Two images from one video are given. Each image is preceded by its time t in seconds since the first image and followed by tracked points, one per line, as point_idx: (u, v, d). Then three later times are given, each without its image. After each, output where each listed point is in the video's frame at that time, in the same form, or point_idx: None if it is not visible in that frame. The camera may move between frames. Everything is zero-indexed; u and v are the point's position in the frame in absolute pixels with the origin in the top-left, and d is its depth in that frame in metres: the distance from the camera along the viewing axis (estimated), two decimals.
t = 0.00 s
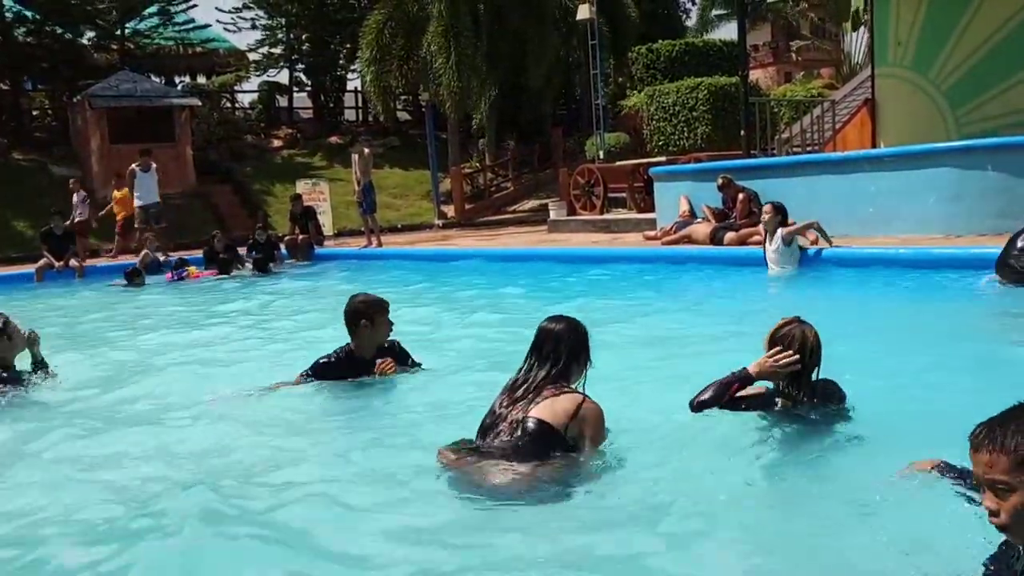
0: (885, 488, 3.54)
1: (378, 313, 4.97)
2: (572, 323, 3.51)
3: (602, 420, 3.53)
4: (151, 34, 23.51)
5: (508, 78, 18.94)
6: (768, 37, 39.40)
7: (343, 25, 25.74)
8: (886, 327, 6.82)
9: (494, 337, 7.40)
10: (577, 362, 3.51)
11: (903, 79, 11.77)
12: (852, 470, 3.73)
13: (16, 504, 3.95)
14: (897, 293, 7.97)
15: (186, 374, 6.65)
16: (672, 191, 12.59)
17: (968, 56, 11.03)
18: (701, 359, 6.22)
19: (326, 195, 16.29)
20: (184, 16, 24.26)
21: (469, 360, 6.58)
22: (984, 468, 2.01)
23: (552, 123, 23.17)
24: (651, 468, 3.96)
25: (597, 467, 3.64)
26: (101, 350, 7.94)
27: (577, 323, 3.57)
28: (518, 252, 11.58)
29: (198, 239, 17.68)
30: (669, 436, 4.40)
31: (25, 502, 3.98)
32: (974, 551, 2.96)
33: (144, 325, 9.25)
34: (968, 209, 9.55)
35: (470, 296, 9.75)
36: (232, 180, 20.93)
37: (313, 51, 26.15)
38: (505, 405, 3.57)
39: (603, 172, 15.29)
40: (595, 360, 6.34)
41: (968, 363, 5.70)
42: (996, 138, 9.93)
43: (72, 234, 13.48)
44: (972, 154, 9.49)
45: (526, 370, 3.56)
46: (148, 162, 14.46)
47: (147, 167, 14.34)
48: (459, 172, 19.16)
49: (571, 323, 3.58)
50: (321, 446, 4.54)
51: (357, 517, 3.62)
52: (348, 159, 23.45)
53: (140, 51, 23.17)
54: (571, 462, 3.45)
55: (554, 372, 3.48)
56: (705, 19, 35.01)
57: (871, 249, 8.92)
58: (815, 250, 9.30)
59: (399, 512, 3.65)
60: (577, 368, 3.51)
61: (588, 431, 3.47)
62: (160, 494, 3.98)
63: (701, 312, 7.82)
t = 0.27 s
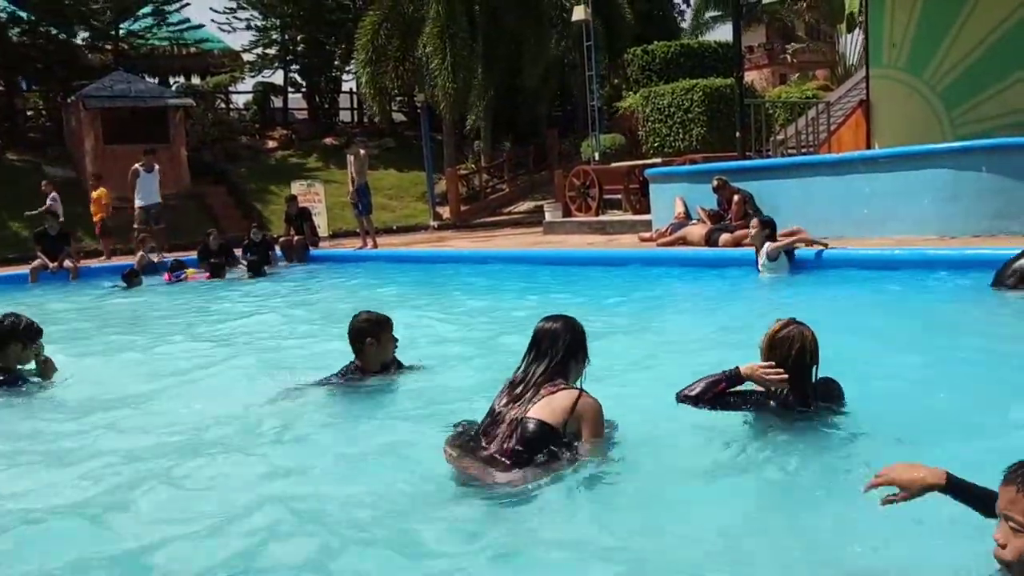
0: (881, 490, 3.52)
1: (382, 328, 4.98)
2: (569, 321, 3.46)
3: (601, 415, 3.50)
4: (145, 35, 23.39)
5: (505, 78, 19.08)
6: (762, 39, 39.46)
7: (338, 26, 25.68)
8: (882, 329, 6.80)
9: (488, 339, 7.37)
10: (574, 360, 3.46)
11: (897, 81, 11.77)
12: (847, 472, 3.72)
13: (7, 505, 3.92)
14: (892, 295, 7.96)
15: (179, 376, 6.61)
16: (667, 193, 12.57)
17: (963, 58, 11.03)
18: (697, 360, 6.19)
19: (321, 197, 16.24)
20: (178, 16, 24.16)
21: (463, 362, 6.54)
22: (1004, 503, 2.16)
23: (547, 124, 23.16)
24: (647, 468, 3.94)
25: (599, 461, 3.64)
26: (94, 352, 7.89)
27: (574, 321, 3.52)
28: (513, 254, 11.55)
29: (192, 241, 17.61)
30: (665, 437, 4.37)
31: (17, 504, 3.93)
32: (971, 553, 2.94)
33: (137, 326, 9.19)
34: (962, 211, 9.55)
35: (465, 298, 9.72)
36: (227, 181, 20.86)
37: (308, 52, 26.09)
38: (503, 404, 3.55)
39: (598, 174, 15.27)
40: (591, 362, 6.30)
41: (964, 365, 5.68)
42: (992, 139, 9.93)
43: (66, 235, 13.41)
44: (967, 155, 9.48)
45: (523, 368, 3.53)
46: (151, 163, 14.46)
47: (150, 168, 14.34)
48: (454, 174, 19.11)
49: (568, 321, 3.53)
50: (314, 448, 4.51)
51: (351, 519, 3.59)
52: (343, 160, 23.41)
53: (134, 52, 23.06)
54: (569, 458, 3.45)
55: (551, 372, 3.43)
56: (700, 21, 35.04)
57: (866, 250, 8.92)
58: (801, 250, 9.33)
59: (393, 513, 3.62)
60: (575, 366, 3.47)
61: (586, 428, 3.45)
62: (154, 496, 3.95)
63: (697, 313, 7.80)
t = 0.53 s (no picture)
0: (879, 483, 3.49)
1: (385, 306, 4.82)
2: (573, 308, 3.46)
3: (607, 402, 3.51)
4: (139, 28, 23.22)
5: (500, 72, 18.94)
6: (758, 33, 39.39)
7: (332, 20, 25.57)
8: (878, 322, 6.77)
9: (484, 334, 7.33)
10: (579, 346, 3.47)
11: (893, 74, 11.73)
12: (845, 466, 3.68)
13: None
14: (889, 288, 7.93)
15: (173, 371, 6.56)
16: (662, 187, 12.53)
17: (958, 51, 11.00)
18: (694, 355, 6.16)
19: (315, 191, 16.17)
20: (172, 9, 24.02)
21: (458, 357, 6.50)
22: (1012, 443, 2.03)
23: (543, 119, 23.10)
24: (650, 466, 3.86)
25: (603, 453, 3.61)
26: (87, 347, 7.82)
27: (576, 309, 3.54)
28: (508, 248, 11.49)
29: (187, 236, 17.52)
30: (661, 432, 4.33)
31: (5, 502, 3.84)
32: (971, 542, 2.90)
33: (130, 321, 9.13)
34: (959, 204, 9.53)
35: (460, 292, 9.66)
36: (221, 175, 20.77)
37: (302, 46, 25.98)
38: (506, 392, 3.51)
39: (594, 168, 15.21)
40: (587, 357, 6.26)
41: (961, 358, 5.65)
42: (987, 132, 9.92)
43: (60, 229, 13.32)
44: (963, 149, 9.46)
45: (526, 357, 3.51)
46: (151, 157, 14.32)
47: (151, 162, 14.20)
48: (450, 168, 19.04)
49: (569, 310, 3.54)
50: (307, 443, 4.46)
51: (344, 513, 3.54)
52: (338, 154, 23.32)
53: (128, 46, 22.91)
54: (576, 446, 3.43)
55: (558, 357, 3.43)
56: (695, 15, 34.95)
57: (862, 244, 8.88)
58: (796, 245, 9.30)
59: (390, 510, 3.54)
60: (580, 352, 3.47)
61: (592, 416, 3.45)
62: (146, 495, 3.85)
63: (696, 309, 7.73)
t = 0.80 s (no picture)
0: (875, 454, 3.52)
1: (388, 263, 4.79)
2: (572, 273, 3.42)
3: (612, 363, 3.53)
4: None
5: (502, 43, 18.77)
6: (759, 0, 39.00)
7: None
8: (877, 293, 6.77)
9: (484, 305, 7.32)
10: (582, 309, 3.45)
11: (896, 43, 11.63)
12: (843, 437, 3.71)
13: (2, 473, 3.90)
14: (888, 259, 7.92)
15: (174, 343, 6.57)
16: (663, 157, 12.47)
17: (962, 20, 10.90)
18: (693, 326, 6.16)
19: (315, 162, 16.09)
20: None
21: (459, 329, 6.51)
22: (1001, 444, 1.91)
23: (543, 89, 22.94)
24: (648, 438, 3.89)
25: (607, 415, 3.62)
26: (88, 319, 7.83)
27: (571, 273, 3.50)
28: (508, 220, 11.46)
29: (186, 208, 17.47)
30: (660, 404, 4.35)
31: (10, 475, 3.87)
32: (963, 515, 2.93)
33: (130, 294, 9.12)
34: (959, 174, 9.50)
35: (460, 264, 9.65)
36: (220, 147, 20.66)
37: (300, 15, 25.73)
38: (512, 360, 3.43)
39: (594, 139, 15.13)
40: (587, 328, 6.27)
41: (959, 329, 5.66)
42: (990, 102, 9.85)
43: (59, 201, 13.27)
44: (964, 118, 9.40)
45: (530, 325, 3.45)
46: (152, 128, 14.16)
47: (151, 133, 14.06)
48: (449, 139, 18.93)
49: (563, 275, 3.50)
50: (308, 416, 4.48)
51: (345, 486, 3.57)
52: (337, 125, 23.19)
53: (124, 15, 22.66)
54: (589, 409, 3.42)
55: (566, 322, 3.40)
56: None
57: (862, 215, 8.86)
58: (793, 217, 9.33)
59: (391, 483, 3.58)
60: (584, 316, 3.46)
61: (603, 378, 3.45)
62: (150, 468, 3.88)
63: (696, 280, 7.73)
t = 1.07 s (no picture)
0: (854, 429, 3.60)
1: (374, 261, 4.67)
2: (545, 254, 3.40)
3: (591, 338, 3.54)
4: None
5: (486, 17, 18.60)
6: None
7: None
8: (857, 269, 6.85)
9: (467, 281, 7.34)
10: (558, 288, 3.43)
11: (879, 18, 11.65)
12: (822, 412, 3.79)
13: None
14: (869, 236, 8.00)
15: (157, 318, 6.55)
16: (647, 132, 12.47)
17: None
18: (676, 301, 6.22)
19: (297, 137, 15.97)
20: None
21: (443, 304, 6.52)
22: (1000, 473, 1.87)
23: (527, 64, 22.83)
24: (633, 415, 3.92)
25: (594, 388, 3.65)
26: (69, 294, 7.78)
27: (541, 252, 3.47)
28: (492, 195, 11.45)
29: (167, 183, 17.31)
30: (643, 379, 4.41)
31: None
32: (937, 491, 3.02)
33: (112, 269, 9.07)
34: (940, 151, 9.57)
35: (444, 239, 9.65)
36: (200, 121, 20.44)
37: None
38: (499, 348, 3.39)
39: (578, 114, 15.09)
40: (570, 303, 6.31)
41: (936, 305, 5.75)
42: (973, 79, 9.89)
43: (38, 175, 13.12)
44: (945, 95, 9.46)
45: (510, 309, 3.39)
46: (131, 102, 13.98)
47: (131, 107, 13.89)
48: (432, 113, 18.82)
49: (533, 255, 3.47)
50: (294, 391, 4.51)
51: (333, 461, 3.62)
52: (319, 100, 22.99)
53: None
54: (581, 383, 3.45)
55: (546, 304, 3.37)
56: None
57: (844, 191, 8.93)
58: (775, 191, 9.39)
59: (376, 462, 3.59)
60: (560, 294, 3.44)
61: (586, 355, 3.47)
62: (139, 443, 3.91)
63: (679, 255, 7.78)
